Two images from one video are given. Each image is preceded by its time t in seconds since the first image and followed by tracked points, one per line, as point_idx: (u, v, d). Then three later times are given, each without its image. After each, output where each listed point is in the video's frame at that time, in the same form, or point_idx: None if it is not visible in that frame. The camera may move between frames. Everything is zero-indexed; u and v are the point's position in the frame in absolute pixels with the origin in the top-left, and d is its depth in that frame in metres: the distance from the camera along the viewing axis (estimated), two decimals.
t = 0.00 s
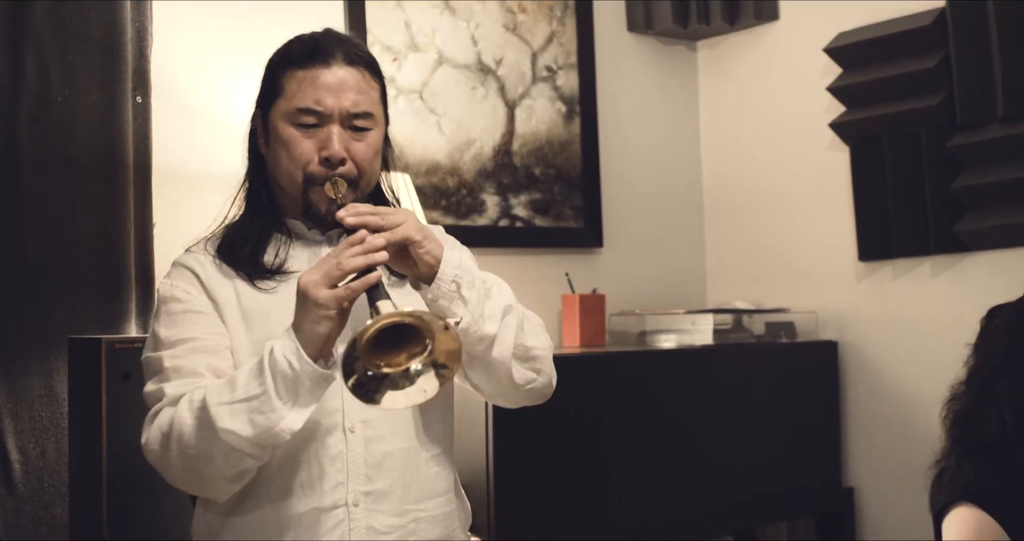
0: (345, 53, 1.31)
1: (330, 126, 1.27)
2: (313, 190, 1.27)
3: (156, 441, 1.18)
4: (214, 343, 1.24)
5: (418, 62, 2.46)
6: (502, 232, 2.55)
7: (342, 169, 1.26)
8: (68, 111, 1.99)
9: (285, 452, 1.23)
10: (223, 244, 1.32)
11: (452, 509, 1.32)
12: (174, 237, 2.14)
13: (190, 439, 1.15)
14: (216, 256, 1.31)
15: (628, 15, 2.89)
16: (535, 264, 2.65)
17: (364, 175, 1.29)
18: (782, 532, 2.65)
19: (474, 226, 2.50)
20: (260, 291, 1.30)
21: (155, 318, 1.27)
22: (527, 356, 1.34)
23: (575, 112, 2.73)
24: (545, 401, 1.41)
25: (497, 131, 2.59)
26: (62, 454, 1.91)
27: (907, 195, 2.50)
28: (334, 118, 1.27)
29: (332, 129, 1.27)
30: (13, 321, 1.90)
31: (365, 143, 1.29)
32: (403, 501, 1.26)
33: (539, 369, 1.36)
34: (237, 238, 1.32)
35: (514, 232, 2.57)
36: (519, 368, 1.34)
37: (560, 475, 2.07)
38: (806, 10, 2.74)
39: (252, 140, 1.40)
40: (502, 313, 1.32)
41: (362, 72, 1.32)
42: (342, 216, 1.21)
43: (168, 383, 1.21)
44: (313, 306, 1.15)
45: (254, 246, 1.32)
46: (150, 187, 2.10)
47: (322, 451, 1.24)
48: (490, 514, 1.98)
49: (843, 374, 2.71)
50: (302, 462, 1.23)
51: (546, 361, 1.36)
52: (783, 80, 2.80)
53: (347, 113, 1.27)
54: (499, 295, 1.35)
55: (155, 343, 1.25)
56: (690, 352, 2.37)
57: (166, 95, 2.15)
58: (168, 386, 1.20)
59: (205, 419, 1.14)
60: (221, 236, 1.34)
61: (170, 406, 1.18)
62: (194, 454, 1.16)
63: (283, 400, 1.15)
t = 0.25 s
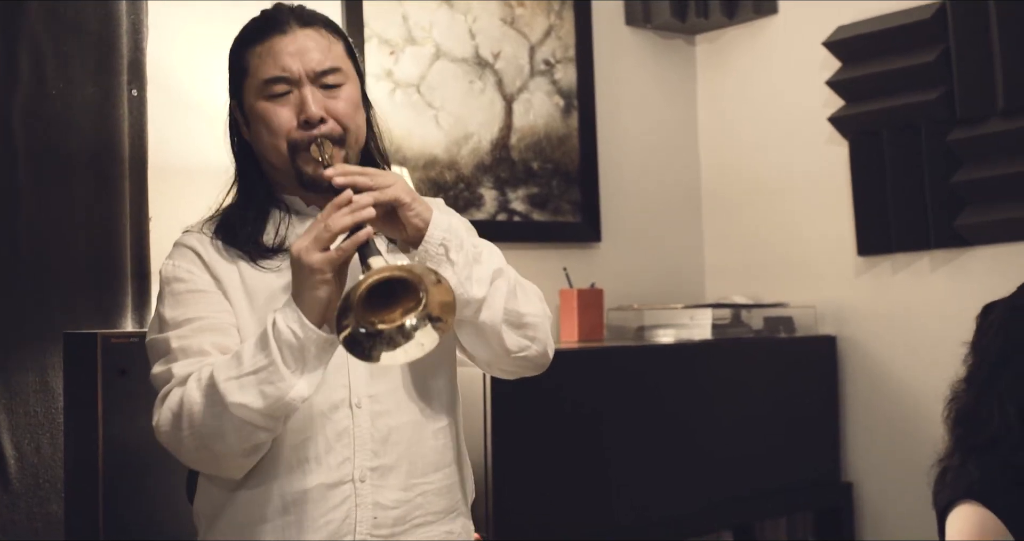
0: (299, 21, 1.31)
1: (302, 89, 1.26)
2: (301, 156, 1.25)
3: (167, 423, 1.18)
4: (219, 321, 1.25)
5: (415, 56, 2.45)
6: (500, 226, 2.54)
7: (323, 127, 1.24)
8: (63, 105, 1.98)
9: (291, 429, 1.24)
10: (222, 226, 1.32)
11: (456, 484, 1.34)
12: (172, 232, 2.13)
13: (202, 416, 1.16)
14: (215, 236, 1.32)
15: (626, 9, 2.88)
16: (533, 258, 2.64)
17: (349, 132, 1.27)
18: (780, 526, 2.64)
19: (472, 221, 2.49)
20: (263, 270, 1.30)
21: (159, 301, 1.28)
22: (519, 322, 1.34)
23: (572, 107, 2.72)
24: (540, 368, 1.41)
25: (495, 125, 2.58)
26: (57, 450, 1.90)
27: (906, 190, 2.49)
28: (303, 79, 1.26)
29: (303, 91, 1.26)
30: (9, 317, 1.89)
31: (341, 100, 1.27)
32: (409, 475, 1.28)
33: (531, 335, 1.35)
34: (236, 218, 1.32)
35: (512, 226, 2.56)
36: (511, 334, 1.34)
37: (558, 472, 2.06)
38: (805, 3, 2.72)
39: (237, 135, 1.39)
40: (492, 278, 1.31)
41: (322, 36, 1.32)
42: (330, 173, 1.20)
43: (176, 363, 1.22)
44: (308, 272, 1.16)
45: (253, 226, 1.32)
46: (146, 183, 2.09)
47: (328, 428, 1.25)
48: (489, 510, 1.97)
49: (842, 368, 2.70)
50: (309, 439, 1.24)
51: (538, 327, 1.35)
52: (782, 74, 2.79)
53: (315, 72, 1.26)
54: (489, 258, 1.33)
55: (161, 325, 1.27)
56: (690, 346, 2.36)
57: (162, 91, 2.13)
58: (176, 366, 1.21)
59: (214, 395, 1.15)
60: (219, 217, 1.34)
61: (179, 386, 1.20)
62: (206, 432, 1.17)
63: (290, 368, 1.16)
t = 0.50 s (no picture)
0: (322, 9, 1.38)
1: (320, 75, 1.32)
2: (313, 139, 1.31)
3: (176, 417, 1.20)
4: (227, 315, 1.27)
5: (414, 50, 2.43)
6: (501, 221, 2.52)
7: (337, 112, 1.30)
8: (61, 99, 1.96)
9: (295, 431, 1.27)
10: (228, 218, 1.35)
11: (455, 487, 1.37)
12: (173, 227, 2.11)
13: (212, 411, 1.18)
14: (221, 229, 1.34)
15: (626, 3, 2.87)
16: (533, 253, 2.63)
17: (362, 120, 1.33)
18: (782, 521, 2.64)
19: (472, 216, 2.47)
20: (269, 265, 1.33)
21: (166, 294, 1.30)
22: (516, 332, 1.35)
23: (572, 101, 2.71)
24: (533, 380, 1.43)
25: (495, 119, 2.56)
26: (56, 446, 1.89)
27: (908, 184, 2.48)
28: (321, 65, 1.32)
29: (321, 77, 1.32)
30: (7, 313, 1.87)
31: (357, 88, 1.34)
32: (411, 477, 1.30)
33: (526, 347, 1.37)
34: (242, 211, 1.36)
35: (512, 221, 2.55)
36: (507, 343, 1.35)
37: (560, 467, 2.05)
38: None
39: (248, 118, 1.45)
40: (493, 285, 1.33)
41: (343, 24, 1.38)
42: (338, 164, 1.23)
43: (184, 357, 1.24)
44: (315, 267, 1.18)
45: (259, 219, 1.36)
46: (145, 177, 2.07)
47: (332, 430, 1.27)
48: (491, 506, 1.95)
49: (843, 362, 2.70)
50: (314, 441, 1.27)
51: (534, 339, 1.37)
52: (782, 68, 2.78)
53: (334, 59, 1.33)
54: (492, 265, 1.35)
55: (167, 316, 1.28)
56: (687, 342, 2.35)
57: (161, 85, 2.11)
58: (185, 360, 1.22)
59: (225, 391, 1.17)
60: (226, 209, 1.38)
61: (188, 380, 1.21)
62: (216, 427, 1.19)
63: (301, 365, 1.17)
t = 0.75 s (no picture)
0: (349, 32, 1.29)
1: (343, 108, 1.25)
2: (329, 175, 1.24)
3: (182, 450, 1.17)
4: (234, 346, 1.23)
5: (424, 53, 2.42)
6: (510, 225, 2.51)
7: (357, 150, 1.23)
8: (70, 101, 1.95)
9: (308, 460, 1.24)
10: (237, 240, 1.31)
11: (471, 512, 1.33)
12: (182, 228, 2.11)
13: (216, 448, 1.14)
14: (231, 253, 1.31)
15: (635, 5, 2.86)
16: (543, 256, 2.61)
17: (380, 157, 1.26)
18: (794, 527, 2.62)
19: (482, 219, 2.46)
20: (278, 292, 1.29)
21: (173, 320, 1.26)
22: (527, 372, 1.30)
23: (582, 104, 2.69)
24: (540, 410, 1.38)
25: (504, 122, 2.55)
26: (65, 450, 1.88)
27: (920, 188, 2.47)
28: (346, 99, 1.25)
29: (344, 110, 1.24)
30: (16, 318, 1.86)
31: (378, 123, 1.26)
32: (426, 505, 1.27)
33: (537, 384, 1.32)
34: (251, 233, 1.31)
35: (522, 224, 2.53)
36: (518, 382, 1.30)
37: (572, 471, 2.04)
38: None
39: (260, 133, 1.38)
40: (506, 325, 1.27)
41: (370, 50, 1.30)
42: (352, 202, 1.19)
43: (190, 388, 1.20)
44: (326, 311, 1.12)
45: (269, 244, 1.31)
46: (154, 179, 2.07)
47: (344, 458, 1.23)
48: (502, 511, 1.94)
49: (855, 367, 2.68)
50: (326, 470, 1.23)
51: (545, 377, 1.32)
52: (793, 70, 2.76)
53: (359, 92, 1.25)
54: (505, 303, 1.29)
55: (174, 344, 1.25)
56: (696, 346, 2.33)
57: (169, 87, 2.11)
58: (191, 392, 1.19)
59: (230, 429, 1.13)
60: (235, 230, 1.34)
61: (193, 414, 1.18)
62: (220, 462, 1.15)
63: (308, 407, 1.14)
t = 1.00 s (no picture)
0: (357, 52, 1.29)
1: (350, 130, 1.25)
2: (336, 198, 1.24)
3: (185, 470, 1.17)
4: (240, 366, 1.23)
5: (427, 60, 2.42)
6: (513, 232, 2.50)
7: (365, 173, 1.23)
8: (72, 109, 1.94)
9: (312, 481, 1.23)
10: (245, 259, 1.30)
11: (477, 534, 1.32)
12: (184, 236, 2.10)
13: (218, 469, 1.14)
14: (237, 272, 1.30)
15: (638, 12, 2.85)
16: (546, 263, 2.61)
17: (388, 179, 1.26)
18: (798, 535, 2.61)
19: (485, 227, 2.45)
20: (285, 312, 1.28)
21: (178, 339, 1.26)
22: (535, 394, 1.29)
23: (585, 110, 2.69)
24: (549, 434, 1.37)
25: (507, 130, 2.55)
26: (67, 460, 1.87)
27: (924, 194, 2.46)
28: (353, 121, 1.25)
29: (351, 133, 1.24)
30: (18, 328, 1.85)
31: (386, 144, 1.26)
32: (431, 528, 1.26)
33: (544, 407, 1.31)
34: (259, 250, 1.30)
35: (525, 232, 2.53)
36: (525, 405, 1.29)
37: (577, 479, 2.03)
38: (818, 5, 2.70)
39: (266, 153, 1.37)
40: (514, 347, 1.26)
41: (378, 70, 1.30)
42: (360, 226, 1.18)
43: (194, 408, 1.20)
44: (334, 335, 1.13)
45: (276, 262, 1.30)
46: (157, 187, 2.06)
47: (348, 479, 1.23)
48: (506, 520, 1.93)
49: (859, 375, 2.67)
50: (330, 492, 1.23)
51: (552, 400, 1.31)
52: (795, 77, 2.76)
53: (366, 114, 1.25)
54: (514, 326, 1.29)
55: (179, 363, 1.24)
56: (699, 354, 2.33)
57: (172, 93, 2.10)
58: (194, 412, 1.19)
59: (231, 451, 1.13)
60: (243, 248, 1.33)
61: (196, 434, 1.18)
62: (222, 483, 1.15)
63: (311, 430, 1.14)
